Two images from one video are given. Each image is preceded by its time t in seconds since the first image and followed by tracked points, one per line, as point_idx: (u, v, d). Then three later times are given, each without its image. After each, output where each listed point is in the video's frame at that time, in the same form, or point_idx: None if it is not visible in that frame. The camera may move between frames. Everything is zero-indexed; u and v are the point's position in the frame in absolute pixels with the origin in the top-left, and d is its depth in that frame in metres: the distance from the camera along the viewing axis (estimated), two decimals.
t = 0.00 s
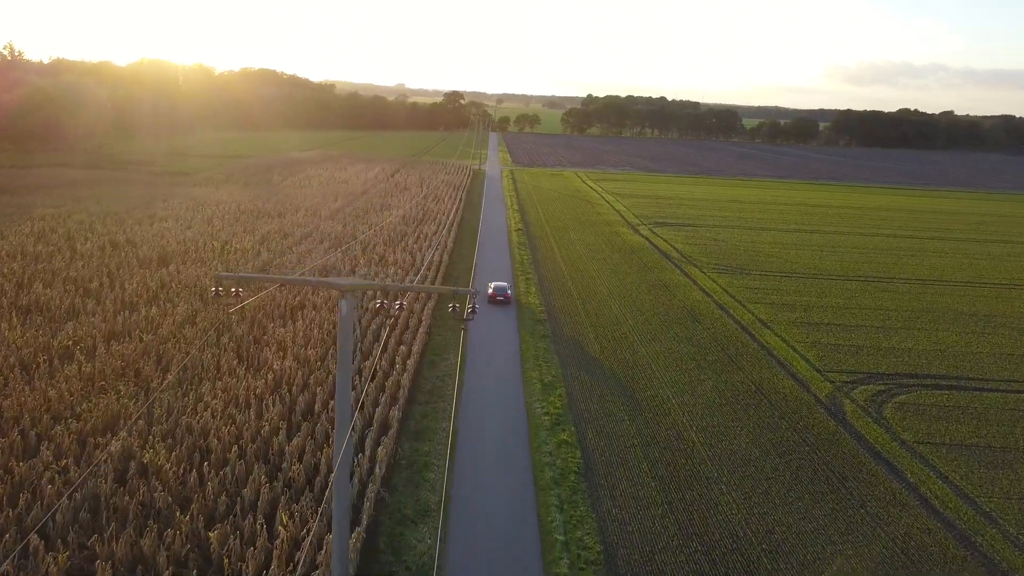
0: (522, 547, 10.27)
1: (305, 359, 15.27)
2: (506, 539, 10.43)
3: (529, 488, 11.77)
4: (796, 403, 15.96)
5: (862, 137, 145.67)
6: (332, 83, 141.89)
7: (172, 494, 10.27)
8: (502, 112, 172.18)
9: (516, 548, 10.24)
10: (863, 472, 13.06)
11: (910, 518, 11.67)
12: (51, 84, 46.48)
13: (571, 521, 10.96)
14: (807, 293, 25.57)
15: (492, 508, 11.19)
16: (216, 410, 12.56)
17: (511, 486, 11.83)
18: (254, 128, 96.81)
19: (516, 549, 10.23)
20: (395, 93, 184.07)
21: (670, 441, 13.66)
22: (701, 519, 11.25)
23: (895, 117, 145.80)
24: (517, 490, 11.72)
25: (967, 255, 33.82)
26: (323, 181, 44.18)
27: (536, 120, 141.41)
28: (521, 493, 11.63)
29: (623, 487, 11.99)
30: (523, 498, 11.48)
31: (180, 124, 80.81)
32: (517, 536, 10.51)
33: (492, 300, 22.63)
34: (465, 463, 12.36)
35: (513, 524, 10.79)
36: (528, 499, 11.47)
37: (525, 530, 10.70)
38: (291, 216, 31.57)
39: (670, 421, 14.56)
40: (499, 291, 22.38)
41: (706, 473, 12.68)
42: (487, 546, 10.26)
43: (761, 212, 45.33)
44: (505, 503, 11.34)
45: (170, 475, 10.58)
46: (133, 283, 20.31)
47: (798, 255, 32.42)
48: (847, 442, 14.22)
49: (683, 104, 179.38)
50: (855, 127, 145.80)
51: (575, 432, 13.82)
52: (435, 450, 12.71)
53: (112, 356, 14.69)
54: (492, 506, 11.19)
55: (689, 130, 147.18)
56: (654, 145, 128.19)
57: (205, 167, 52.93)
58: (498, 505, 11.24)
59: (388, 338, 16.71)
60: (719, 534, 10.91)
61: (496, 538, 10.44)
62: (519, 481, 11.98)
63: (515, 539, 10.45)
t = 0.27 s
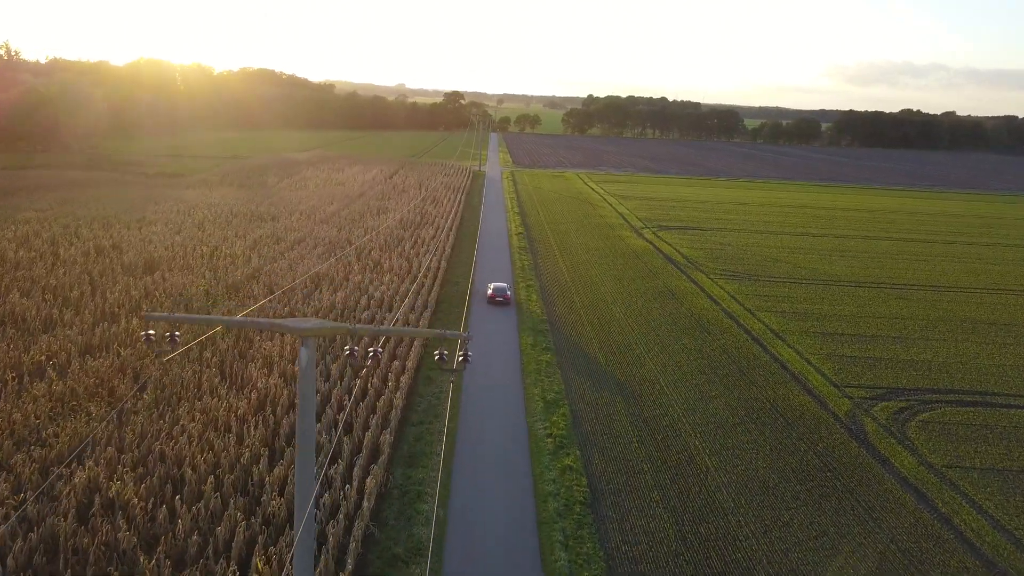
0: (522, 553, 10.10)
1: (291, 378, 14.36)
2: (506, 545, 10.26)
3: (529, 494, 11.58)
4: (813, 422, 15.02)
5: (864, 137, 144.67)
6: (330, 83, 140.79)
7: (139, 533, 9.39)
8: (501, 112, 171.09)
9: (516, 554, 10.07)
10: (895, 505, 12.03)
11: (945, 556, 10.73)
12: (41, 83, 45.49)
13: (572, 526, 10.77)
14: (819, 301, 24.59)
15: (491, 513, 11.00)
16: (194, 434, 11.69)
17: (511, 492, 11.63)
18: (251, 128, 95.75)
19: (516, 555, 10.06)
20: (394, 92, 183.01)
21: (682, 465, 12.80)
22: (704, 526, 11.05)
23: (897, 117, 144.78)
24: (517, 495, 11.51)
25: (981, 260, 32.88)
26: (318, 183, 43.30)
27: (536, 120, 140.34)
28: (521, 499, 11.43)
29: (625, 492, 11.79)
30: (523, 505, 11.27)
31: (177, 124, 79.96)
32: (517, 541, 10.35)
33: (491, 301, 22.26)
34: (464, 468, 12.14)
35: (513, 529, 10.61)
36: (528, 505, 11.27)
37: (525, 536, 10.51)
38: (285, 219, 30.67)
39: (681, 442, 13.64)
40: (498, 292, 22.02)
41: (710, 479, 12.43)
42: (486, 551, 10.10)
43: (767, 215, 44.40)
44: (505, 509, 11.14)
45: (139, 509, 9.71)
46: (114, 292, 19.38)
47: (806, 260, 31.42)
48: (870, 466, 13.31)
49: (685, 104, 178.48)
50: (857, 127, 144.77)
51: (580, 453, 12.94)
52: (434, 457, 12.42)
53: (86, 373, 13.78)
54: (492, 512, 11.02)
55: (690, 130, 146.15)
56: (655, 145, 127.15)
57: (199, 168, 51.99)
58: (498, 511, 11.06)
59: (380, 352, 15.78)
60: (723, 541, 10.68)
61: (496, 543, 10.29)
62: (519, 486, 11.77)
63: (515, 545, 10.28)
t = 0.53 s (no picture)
0: (521, 552, 10.04)
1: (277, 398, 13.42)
2: (507, 542, 10.24)
3: (528, 493, 11.49)
4: (835, 444, 14.04)
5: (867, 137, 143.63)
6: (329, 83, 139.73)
7: None
8: (501, 111, 169.92)
9: (515, 553, 10.00)
10: (931, 541, 11.02)
11: None
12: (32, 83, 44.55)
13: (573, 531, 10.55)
14: (833, 308, 23.64)
15: (491, 512, 10.92)
16: (168, 462, 10.77)
17: (511, 490, 11.56)
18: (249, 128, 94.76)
19: (515, 555, 9.97)
20: (393, 92, 181.98)
21: (696, 492, 11.91)
22: (703, 525, 11.00)
23: (900, 116, 143.70)
24: (517, 494, 11.44)
25: (995, 264, 31.99)
26: (314, 184, 42.40)
27: (537, 120, 139.26)
28: (521, 498, 11.36)
29: (623, 492, 11.74)
30: (523, 504, 11.19)
31: (174, 123, 79.06)
32: (516, 539, 10.32)
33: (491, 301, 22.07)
34: (463, 468, 12.04)
35: (513, 530, 10.52)
36: (528, 505, 11.17)
37: (525, 535, 10.42)
38: (279, 222, 29.79)
39: (695, 467, 12.70)
40: (498, 292, 21.80)
41: (710, 479, 12.35)
42: (486, 551, 10.02)
43: (773, 217, 43.45)
44: (505, 509, 11.05)
45: (101, 551, 8.81)
46: (94, 301, 18.43)
47: (816, 265, 30.47)
48: (898, 492, 12.39)
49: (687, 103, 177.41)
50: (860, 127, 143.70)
51: (585, 480, 12.02)
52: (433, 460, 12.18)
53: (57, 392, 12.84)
54: (491, 511, 10.96)
55: (692, 130, 145.11)
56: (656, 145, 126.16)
57: (194, 169, 51.05)
58: (497, 510, 10.99)
59: (373, 368, 14.82)
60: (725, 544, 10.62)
61: (497, 540, 10.27)
62: (518, 484, 11.73)
63: (514, 542, 10.25)
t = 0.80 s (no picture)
0: (522, 551, 10.00)
1: (260, 419, 12.46)
2: (507, 540, 10.21)
3: (527, 493, 11.44)
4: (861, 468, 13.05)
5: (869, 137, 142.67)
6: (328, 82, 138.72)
7: None
8: (501, 111, 168.84)
9: (516, 552, 9.96)
10: None
11: None
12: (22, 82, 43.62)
13: (573, 532, 10.49)
14: (846, 316, 22.70)
15: (491, 511, 10.88)
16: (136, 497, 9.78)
17: (511, 489, 11.52)
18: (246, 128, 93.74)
19: (516, 555, 9.91)
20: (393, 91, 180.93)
21: (713, 523, 11.00)
22: (705, 523, 10.98)
23: (903, 116, 142.72)
24: (517, 493, 11.40)
25: (1009, 268, 31.14)
26: (310, 186, 41.52)
27: (537, 119, 138.19)
28: (521, 497, 11.32)
29: (623, 491, 11.71)
30: (523, 504, 11.14)
31: (171, 123, 78.22)
32: (516, 537, 10.29)
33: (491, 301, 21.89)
34: (463, 470, 11.95)
35: (513, 529, 10.46)
36: (528, 504, 11.11)
37: (525, 535, 10.36)
38: (272, 225, 28.92)
39: (711, 496, 11.75)
40: (499, 292, 21.62)
41: (711, 479, 12.30)
42: (486, 551, 9.94)
43: (778, 219, 42.52)
44: (505, 509, 10.97)
45: None
46: (73, 310, 17.52)
47: (827, 269, 29.56)
48: (932, 523, 11.45)
49: (689, 103, 176.37)
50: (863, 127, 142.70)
51: (593, 511, 11.09)
52: (430, 472, 11.86)
53: (21, 414, 11.84)
54: (490, 510, 10.91)
55: (693, 130, 144.08)
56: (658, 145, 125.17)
57: (189, 171, 50.14)
58: (496, 509, 10.94)
59: (364, 385, 13.86)
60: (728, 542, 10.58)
61: (498, 538, 10.24)
62: (518, 482, 11.72)
63: (514, 540, 10.22)
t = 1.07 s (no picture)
0: (522, 550, 9.96)
1: (241, 443, 11.54)
2: (506, 539, 10.19)
3: (527, 492, 11.42)
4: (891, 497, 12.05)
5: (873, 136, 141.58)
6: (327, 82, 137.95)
7: None
8: (502, 110, 168.07)
9: (515, 551, 9.92)
10: None
11: None
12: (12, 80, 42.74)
13: (577, 560, 9.82)
14: (861, 325, 21.79)
15: (490, 509, 10.88)
16: (98, 539, 8.84)
17: (511, 487, 11.52)
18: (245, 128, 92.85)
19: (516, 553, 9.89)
20: (393, 90, 180.43)
21: (734, 560, 10.08)
22: (704, 522, 10.94)
23: (906, 116, 141.72)
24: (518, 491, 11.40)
25: None
26: (306, 187, 40.63)
27: (538, 119, 137.24)
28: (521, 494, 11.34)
29: (628, 505, 11.24)
30: (523, 502, 11.14)
31: (167, 122, 77.29)
32: (515, 534, 10.29)
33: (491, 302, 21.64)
34: (462, 472, 11.84)
35: (512, 529, 10.41)
36: (527, 503, 11.08)
37: (525, 533, 10.35)
38: (266, 228, 28.03)
39: (730, 531, 10.79)
40: (499, 292, 21.34)
41: (711, 480, 12.20)
42: (486, 549, 9.94)
43: (785, 221, 41.51)
44: (505, 509, 10.93)
45: None
46: (49, 321, 16.59)
47: (837, 274, 28.65)
48: (973, 559, 10.51)
49: (691, 103, 175.30)
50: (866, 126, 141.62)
51: (604, 548, 10.14)
52: (426, 498, 11.00)
53: None
54: (489, 510, 10.86)
55: (695, 130, 143.10)
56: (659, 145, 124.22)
57: (184, 172, 49.26)
58: (496, 510, 10.88)
59: (355, 404, 12.92)
60: (728, 542, 10.51)
61: (496, 537, 10.22)
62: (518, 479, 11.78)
63: (513, 539, 10.20)
